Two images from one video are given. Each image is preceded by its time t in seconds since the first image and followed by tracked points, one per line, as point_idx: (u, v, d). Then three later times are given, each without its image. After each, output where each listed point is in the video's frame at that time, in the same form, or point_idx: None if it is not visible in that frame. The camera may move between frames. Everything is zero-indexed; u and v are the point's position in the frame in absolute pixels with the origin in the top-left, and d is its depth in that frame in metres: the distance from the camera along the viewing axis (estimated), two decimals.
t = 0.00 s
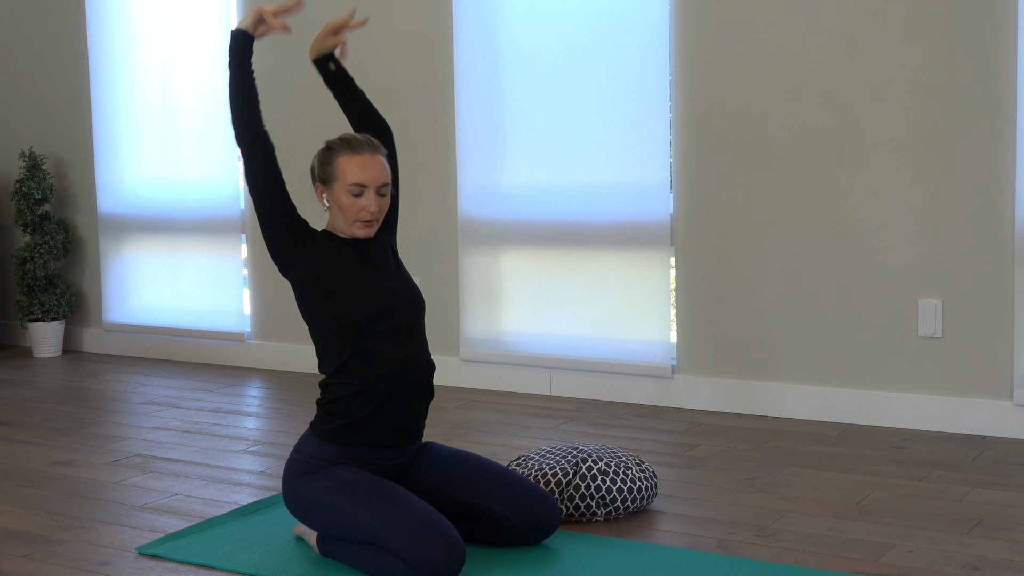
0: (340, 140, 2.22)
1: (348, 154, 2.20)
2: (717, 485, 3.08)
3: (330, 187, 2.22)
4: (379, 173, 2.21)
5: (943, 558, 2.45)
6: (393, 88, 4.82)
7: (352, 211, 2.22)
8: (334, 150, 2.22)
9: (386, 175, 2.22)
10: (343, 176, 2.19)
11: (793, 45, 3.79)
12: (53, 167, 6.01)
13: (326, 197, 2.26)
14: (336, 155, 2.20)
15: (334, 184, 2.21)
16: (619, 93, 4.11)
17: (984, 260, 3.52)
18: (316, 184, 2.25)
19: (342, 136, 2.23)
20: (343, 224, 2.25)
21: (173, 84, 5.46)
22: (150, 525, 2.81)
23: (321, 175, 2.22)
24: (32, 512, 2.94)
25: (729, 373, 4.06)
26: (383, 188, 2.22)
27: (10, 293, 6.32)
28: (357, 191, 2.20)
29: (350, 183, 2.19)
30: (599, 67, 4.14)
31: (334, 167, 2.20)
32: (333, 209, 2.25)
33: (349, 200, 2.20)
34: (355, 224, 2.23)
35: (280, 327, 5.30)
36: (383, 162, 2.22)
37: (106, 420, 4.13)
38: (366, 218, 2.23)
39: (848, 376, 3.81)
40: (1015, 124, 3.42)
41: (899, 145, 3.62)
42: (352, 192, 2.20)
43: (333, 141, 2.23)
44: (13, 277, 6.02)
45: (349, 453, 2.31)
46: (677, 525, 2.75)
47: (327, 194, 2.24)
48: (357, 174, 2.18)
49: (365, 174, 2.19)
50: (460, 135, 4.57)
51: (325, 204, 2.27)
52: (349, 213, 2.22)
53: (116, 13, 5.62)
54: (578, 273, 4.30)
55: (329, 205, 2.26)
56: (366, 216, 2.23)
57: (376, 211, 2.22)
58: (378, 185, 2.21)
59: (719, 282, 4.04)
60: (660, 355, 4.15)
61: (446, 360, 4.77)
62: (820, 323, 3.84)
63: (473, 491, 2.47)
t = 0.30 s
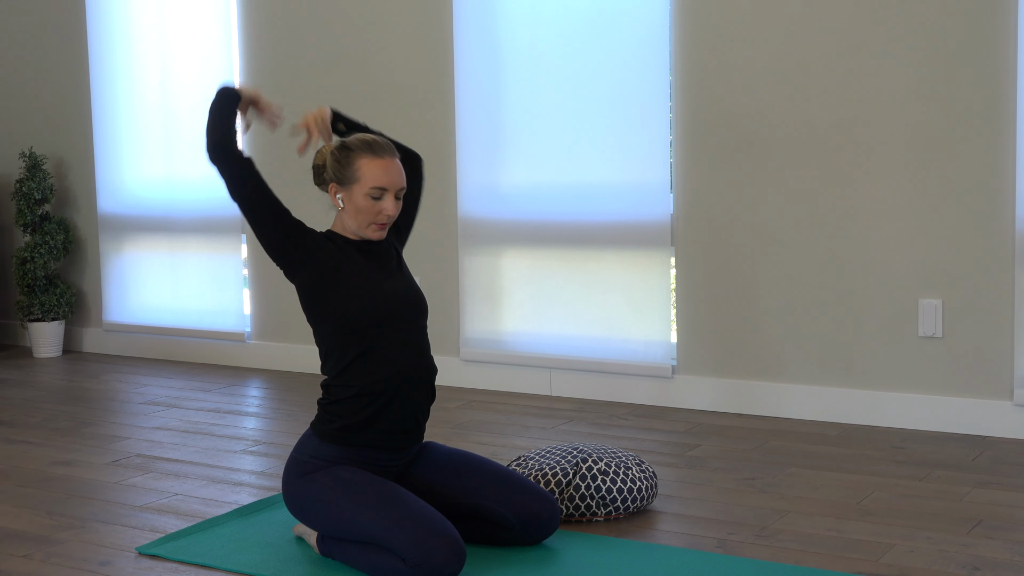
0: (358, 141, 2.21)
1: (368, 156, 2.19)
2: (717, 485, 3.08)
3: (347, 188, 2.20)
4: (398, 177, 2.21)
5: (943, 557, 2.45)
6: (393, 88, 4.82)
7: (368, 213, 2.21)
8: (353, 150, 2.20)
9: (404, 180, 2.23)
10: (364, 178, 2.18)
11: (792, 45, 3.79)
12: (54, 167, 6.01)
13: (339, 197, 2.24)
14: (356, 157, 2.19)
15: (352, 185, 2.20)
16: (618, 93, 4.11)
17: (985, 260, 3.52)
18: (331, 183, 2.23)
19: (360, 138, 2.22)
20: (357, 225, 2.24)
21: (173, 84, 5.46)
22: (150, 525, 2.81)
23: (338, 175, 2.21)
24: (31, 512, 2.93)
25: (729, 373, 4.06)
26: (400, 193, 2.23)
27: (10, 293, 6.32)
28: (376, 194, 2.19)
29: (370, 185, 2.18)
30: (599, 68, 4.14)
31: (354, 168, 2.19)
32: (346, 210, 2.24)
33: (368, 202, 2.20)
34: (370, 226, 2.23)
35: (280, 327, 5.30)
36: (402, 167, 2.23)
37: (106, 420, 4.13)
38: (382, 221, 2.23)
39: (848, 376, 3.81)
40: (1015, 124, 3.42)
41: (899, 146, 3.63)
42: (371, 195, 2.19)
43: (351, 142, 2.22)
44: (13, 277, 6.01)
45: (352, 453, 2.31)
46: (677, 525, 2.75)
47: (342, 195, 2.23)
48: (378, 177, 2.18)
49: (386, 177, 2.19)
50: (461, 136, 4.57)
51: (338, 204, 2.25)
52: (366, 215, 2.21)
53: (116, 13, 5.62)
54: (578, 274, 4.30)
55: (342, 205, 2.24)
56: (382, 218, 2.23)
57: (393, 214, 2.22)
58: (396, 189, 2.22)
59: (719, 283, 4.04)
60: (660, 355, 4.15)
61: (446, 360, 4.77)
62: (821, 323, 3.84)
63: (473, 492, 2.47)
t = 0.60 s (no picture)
0: (368, 142, 2.20)
1: (378, 156, 2.18)
2: (717, 485, 3.08)
3: (356, 188, 2.19)
4: (407, 178, 2.21)
5: (943, 558, 2.44)
6: (393, 88, 4.82)
7: (376, 213, 2.20)
8: (363, 150, 2.19)
9: (413, 181, 2.22)
10: (373, 178, 2.17)
11: (792, 45, 3.79)
12: (54, 167, 6.02)
13: (347, 197, 2.22)
14: (366, 157, 2.18)
15: (361, 186, 2.18)
16: (619, 93, 4.11)
17: (985, 260, 3.52)
18: (338, 183, 2.21)
19: (370, 138, 2.21)
20: (364, 225, 2.22)
21: (173, 84, 5.46)
22: (150, 525, 2.81)
23: (347, 174, 2.19)
24: (31, 512, 2.93)
25: (730, 373, 4.05)
26: (409, 194, 2.22)
27: (10, 293, 6.32)
28: (385, 194, 2.18)
29: (380, 185, 2.17)
30: (599, 68, 4.14)
31: (364, 167, 2.17)
32: (354, 211, 2.22)
33: (376, 202, 2.18)
34: (378, 227, 2.21)
35: (280, 327, 5.30)
36: (411, 169, 2.22)
37: (106, 420, 4.13)
38: (389, 222, 2.21)
39: (849, 376, 3.80)
40: (1015, 124, 3.42)
41: (899, 145, 3.62)
42: (381, 195, 2.18)
43: (361, 142, 2.20)
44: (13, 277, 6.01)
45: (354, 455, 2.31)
46: (677, 524, 2.75)
47: (350, 195, 2.21)
48: (388, 178, 2.17)
49: (396, 178, 2.18)
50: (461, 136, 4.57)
51: (345, 205, 2.23)
52: (373, 216, 2.20)
53: (116, 13, 5.62)
54: (578, 273, 4.30)
55: (350, 205, 2.22)
56: (390, 220, 2.21)
57: (401, 215, 2.21)
58: (405, 191, 2.20)
59: (719, 283, 4.04)
60: (660, 355, 4.15)
61: (446, 360, 4.77)
62: (821, 323, 3.84)
63: (473, 492, 2.47)
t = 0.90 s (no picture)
0: (380, 139, 2.22)
1: (393, 152, 2.20)
2: (717, 485, 3.08)
3: (374, 185, 2.20)
4: (423, 171, 2.23)
5: (943, 557, 2.44)
6: (393, 88, 4.82)
7: (397, 210, 2.21)
8: (377, 148, 2.21)
9: (428, 174, 2.24)
10: (391, 173, 2.19)
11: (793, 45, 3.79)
12: (54, 167, 6.01)
13: (365, 196, 2.23)
14: (381, 153, 2.20)
15: (379, 183, 2.20)
16: (619, 92, 4.11)
17: (985, 259, 3.52)
18: (355, 184, 2.22)
19: (382, 136, 2.23)
20: (385, 224, 2.23)
21: (172, 84, 5.46)
22: (150, 525, 2.81)
23: (363, 174, 2.20)
24: (31, 512, 2.93)
25: (730, 373, 4.05)
26: (426, 187, 2.24)
27: (10, 293, 6.32)
28: (404, 189, 2.20)
29: (398, 180, 2.18)
30: (599, 68, 4.14)
31: (381, 163, 2.19)
32: (374, 211, 2.23)
33: (396, 198, 2.20)
34: (399, 224, 2.22)
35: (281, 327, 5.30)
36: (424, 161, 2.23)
37: (106, 420, 4.13)
38: (410, 217, 2.22)
39: (849, 376, 3.80)
40: (1015, 124, 3.42)
41: (900, 145, 3.63)
42: (400, 190, 2.19)
43: (373, 140, 2.22)
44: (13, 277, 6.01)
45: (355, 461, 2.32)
46: (677, 524, 2.75)
47: (368, 194, 2.22)
48: (406, 172, 2.19)
49: (414, 171, 2.20)
50: (461, 136, 4.58)
51: (363, 206, 2.24)
52: (394, 212, 2.21)
53: (116, 13, 5.62)
54: (578, 273, 4.30)
55: (369, 205, 2.23)
56: (411, 215, 2.22)
57: (421, 209, 2.22)
58: (423, 183, 2.22)
59: (719, 283, 4.03)
60: (661, 355, 4.15)
61: (446, 360, 4.77)
62: (821, 323, 3.84)
63: (473, 492, 2.47)
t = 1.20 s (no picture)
0: (445, 157, 2.09)
1: (460, 168, 2.06)
2: (717, 485, 3.08)
3: (443, 206, 2.06)
4: (492, 187, 2.08)
5: (943, 557, 2.44)
6: (393, 88, 4.81)
7: (468, 229, 2.06)
8: (443, 166, 2.07)
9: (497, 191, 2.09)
10: (461, 190, 2.04)
11: (792, 45, 3.79)
12: (54, 167, 6.01)
13: (433, 218, 2.08)
14: (448, 171, 2.06)
15: (447, 202, 2.05)
16: (619, 93, 4.11)
17: (985, 260, 3.51)
18: (422, 205, 2.08)
19: (445, 154, 2.10)
20: (455, 246, 2.08)
21: (172, 84, 5.46)
22: (150, 525, 2.81)
23: (430, 194, 2.06)
24: (31, 512, 2.93)
25: (730, 373, 4.05)
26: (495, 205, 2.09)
27: (10, 293, 6.32)
28: (475, 207, 2.05)
29: (468, 198, 2.04)
30: (599, 68, 4.14)
31: (448, 182, 2.05)
32: (444, 233, 2.08)
33: (467, 216, 2.05)
34: (470, 244, 2.07)
35: (280, 327, 5.30)
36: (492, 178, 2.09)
37: (106, 420, 4.13)
38: (481, 237, 2.07)
39: (850, 377, 3.80)
40: (1015, 124, 3.41)
41: (899, 146, 3.63)
42: (469, 208, 2.05)
43: (437, 159, 2.09)
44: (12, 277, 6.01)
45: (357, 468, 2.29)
46: (676, 524, 2.75)
47: (437, 215, 2.07)
48: (476, 188, 2.05)
49: (483, 186, 2.06)
50: (461, 137, 4.58)
51: (431, 229, 2.10)
52: (465, 233, 2.06)
53: (116, 13, 5.62)
54: (578, 273, 4.30)
55: (438, 227, 2.08)
56: (483, 233, 2.07)
57: (492, 227, 2.07)
58: (493, 201, 2.07)
59: (719, 283, 4.03)
60: (661, 355, 4.16)
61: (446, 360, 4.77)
62: (821, 323, 3.84)
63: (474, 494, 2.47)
